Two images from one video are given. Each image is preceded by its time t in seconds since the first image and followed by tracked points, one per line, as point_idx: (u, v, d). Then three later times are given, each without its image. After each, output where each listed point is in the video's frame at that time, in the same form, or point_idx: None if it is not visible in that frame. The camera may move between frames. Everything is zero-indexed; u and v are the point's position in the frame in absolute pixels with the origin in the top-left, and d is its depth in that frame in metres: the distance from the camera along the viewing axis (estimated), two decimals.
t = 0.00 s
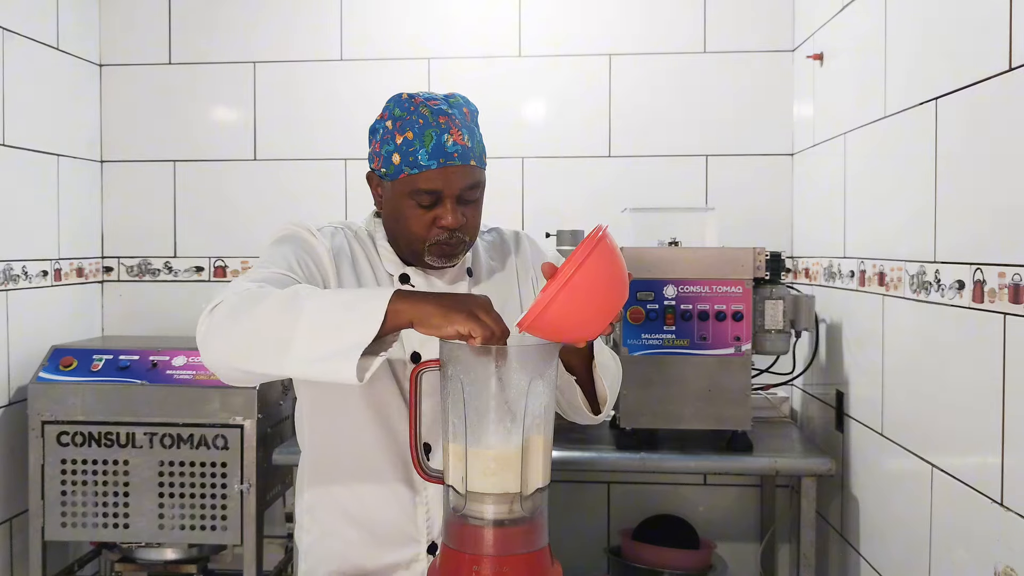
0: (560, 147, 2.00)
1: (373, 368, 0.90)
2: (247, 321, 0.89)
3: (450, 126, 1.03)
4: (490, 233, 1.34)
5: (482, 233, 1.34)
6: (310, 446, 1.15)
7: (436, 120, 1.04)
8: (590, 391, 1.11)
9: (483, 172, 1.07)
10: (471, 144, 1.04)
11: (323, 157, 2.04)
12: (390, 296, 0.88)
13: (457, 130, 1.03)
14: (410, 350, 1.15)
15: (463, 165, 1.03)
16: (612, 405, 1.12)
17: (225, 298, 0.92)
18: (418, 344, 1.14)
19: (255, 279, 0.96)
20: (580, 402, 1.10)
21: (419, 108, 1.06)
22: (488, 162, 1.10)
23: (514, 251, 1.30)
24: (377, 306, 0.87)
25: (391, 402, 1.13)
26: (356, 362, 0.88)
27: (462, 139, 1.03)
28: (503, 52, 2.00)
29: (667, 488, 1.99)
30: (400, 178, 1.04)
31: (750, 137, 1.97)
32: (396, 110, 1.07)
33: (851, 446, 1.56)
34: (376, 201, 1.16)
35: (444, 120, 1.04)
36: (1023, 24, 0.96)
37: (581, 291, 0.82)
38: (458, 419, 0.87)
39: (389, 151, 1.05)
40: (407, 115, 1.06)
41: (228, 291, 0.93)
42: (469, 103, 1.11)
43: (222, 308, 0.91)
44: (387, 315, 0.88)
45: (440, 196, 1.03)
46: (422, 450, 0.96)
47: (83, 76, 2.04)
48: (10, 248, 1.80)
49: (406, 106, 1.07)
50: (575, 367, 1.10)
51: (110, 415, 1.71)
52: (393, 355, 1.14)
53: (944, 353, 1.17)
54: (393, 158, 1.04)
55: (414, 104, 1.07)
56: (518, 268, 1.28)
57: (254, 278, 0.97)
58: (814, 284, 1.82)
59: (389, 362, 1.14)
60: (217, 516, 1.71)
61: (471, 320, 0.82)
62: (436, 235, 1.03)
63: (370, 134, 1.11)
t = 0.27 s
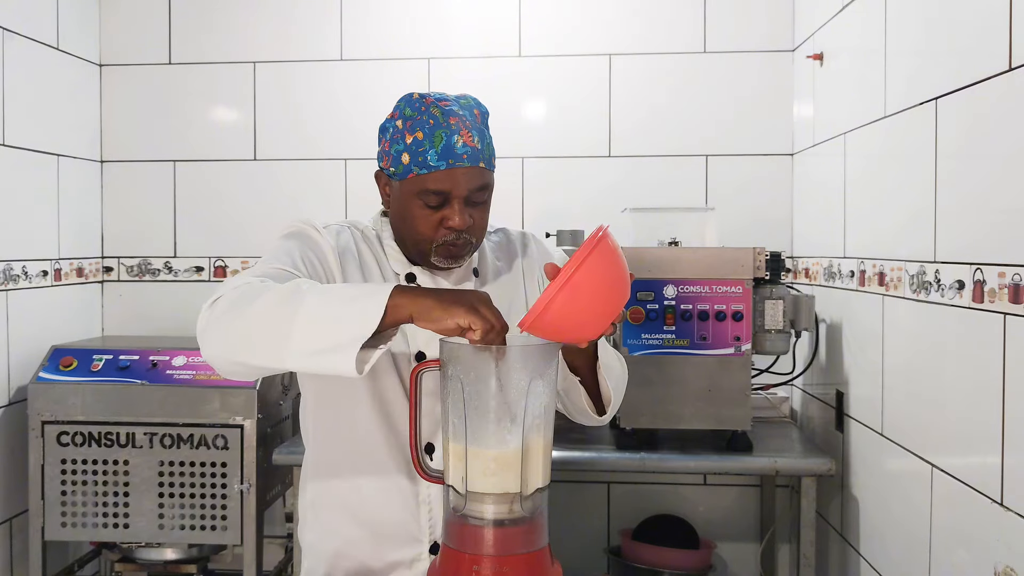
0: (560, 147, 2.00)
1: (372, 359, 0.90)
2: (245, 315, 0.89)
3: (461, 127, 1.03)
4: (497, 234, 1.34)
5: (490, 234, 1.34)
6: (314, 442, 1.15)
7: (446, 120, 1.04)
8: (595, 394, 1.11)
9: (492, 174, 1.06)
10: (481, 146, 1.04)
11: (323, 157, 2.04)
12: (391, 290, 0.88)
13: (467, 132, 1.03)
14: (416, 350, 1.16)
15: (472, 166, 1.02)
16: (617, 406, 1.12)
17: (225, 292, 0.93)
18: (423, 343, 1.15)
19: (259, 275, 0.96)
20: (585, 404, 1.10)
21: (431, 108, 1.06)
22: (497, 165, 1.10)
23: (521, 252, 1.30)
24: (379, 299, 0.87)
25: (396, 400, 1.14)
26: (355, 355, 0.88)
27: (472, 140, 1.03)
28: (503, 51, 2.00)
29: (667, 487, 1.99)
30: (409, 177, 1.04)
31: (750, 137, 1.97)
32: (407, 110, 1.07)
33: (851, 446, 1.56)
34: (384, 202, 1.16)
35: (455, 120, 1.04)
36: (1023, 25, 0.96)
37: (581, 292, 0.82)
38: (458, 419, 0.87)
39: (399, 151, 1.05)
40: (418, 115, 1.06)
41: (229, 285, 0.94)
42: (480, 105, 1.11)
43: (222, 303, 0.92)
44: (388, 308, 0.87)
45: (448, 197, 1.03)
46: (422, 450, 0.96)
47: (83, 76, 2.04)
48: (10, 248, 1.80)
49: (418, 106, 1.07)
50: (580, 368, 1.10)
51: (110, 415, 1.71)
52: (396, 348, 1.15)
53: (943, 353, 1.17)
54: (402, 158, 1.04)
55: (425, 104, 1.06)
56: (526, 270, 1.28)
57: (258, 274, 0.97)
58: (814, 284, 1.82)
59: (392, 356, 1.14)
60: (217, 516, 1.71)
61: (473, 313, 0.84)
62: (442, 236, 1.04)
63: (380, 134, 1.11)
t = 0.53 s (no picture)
0: (560, 147, 2.00)
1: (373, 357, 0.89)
2: (244, 313, 0.89)
3: (462, 127, 1.03)
4: (499, 234, 1.34)
5: (492, 234, 1.34)
6: (314, 443, 1.15)
7: (448, 120, 1.04)
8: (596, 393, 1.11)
9: (494, 174, 1.06)
10: (483, 146, 1.04)
11: (323, 157, 2.04)
12: (391, 287, 0.88)
13: (468, 131, 1.03)
14: (416, 349, 1.16)
15: (474, 166, 1.02)
16: (618, 406, 1.12)
17: (226, 290, 0.93)
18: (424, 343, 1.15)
19: (259, 273, 0.96)
20: (586, 404, 1.10)
21: (433, 108, 1.06)
22: (499, 165, 1.10)
23: (523, 252, 1.30)
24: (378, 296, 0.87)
25: (396, 400, 1.14)
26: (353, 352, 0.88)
27: (474, 140, 1.03)
28: (503, 51, 2.00)
29: (667, 487, 1.99)
30: (411, 177, 1.04)
31: (750, 137, 1.97)
32: (410, 110, 1.07)
33: (851, 446, 1.56)
34: (387, 202, 1.16)
35: (457, 120, 1.04)
36: (1023, 25, 0.96)
37: (578, 291, 0.82)
38: (458, 419, 0.87)
39: (401, 150, 1.05)
40: (421, 115, 1.06)
41: (230, 283, 0.94)
42: (483, 105, 1.11)
43: (223, 302, 0.92)
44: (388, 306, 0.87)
45: (449, 197, 1.03)
46: (422, 450, 0.96)
47: (83, 76, 2.04)
48: (10, 248, 1.80)
49: (420, 106, 1.07)
50: (580, 368, 1.09)
51: (109, 415, 1.71)
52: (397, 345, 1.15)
53: (943, 353, 1.17)
54: (404, 157, 1.04)
55: (428, 104, 1.07)
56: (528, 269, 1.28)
57: (260, 272, 0.97)
58: (814, 284, 1.82)
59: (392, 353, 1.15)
60: (218, 515, 1.71)
61: (472, 311, 0.84)
62: (444, 236, 1.03)
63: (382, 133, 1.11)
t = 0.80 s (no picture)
0: (560, 147, 2.00)
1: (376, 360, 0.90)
2: (247, 315, 0.89)
3: (462, 127, 1.03)
4: (499, 234, 1.34)
5: (492, 234, 1.34)
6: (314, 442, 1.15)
7: (448, 120, 1.04)
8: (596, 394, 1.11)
9: (493, 174, 1.06)
10: (482, 146, 1.04)
11: (322, 158, 2.04)
12: (392, 289, 0.88)
13: (468, 131, 1.03)
14: (416, 349, 1.16)
15: (474, 166, 1.02)
16: (618, 406, 1.12)
17: (227, 291, 0.92)
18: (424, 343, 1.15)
19: (261, 275, 0.96)
20: (586, 405, 1.10)
21: (432, 108, 1.06)
22: (499, 164, 1.10)
23: (523, 251, 1.30)
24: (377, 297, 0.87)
25: (396, 400, 1.14)
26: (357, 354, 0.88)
27: (474, 140, 1.03)
28: (503, 51, 2.00)
29: (667, 487, 1.99)
30: (411, 177, 1.04)
31: (750, 137, 1.97)
32: (410, 109, 1.07)
33: (851, 446, 1.56)
34: (387, 201, 1.16)
35: (456, 120, 1.04)
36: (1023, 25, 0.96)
37: (577, 291, 0.82)
38: (458, 419, 0.87)
39: (401, 150, 1.05)
40: (420, 114, 1.06)
41: (233, 284, 0.93)
42: (483, 105, 1.11)
43: (225, 304, 0.91)
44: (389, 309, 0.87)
45: (449, 197, 1.03)
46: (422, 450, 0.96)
47: (83, 76, 2.04)
48: (10, 248, 1.80)
49: (420, 106, 1.07)
50: (581, 369, 1.09)
51: (109, 415, 1.71)
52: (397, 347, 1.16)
53: (943, 353, 1.17)
54: (404, 157, 1.04)
55: (427, 104, 1.07)
56: (528, 269, 1.28)
57: (261, 274, 0.97)
58: (814, 284, 1.82)
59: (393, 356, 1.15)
60: (218, 515, 1.71)
61: (473, 313, 0.84)
62: (444, 235, 1.03)
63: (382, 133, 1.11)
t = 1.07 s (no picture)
0: (560, 147, 2.00)
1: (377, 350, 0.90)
2: (246, 317, 0.89)
3: (457, 126, 1.03)
4: (499, 233, 1.34)
5: (491, 234, 1.34)
6: (314, 442, 1.15)
7: (443, 119, 1.04)
8: (597, 394, 1.10)
9: (490, 173, 1.06)
10: (478, 145, 1.04)
11: (322, 158, 2.04)
12: (387, 280, 0.88)
13: (463, 130, 1.03)
14: (416, 349, 1.16)
15: (469, 165, 1.02)
16: (619, 406, 1.12)
17: (226, 295, 0.92)
18: (424, 343, 1.16)
19: (259, 277, 0.96)
20: (587, 405, 1.10)
21: (428, 107, 1.06)
22: (495, 163, 1.10)
23: (523, 250, 1.30)
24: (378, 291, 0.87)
25: (396, 400, 1.15)
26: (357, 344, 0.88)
27: (469, 139, 1.03)
28: (503, 51, 2.00)
29: (667, 487, 1.99)
30: (407, 176, 1.04)
31: (749, 137, 1.97)
32: (405, 109, 1.07)
33: (851, 446, 1.56)
34: (384, 202, 1.15)
35: (452, 119, 1.04)
36: (1023, 25, 0.96)
37: (577, 291, 0.82)
38: (458, 419, 0.87)
39: (397, 150, 1.05)
40: (416, 114, 1.06)
41: (229, 289, 0.93)
42: (479, 104, 1.11)
43: (224, 306, 0.91)
44: (387, 300, 0.87)
45: (445, 196, 1.03)
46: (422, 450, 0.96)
47: (83, 76, 2.04)
48: (10, 248, 1.80)
49: (415, 105, 1.07)
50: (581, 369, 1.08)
51: (109, 415, 1.71)
52: (394, 340, 1.16)
53: (943, 353, 1.17)
54: (400, 157, 1.04)
55: (423, 103, 1.06)
56: (528, 268, 1.28)
57: (258, 276, 0.97)
58: (814, 284, 1.82)
59: (391, 350, 1.15)
60: (218, 515, 1.71)
61: (473, 293, 0.84)
62: (441, 235, 1.03)
63: (379, 133, 1.11)
